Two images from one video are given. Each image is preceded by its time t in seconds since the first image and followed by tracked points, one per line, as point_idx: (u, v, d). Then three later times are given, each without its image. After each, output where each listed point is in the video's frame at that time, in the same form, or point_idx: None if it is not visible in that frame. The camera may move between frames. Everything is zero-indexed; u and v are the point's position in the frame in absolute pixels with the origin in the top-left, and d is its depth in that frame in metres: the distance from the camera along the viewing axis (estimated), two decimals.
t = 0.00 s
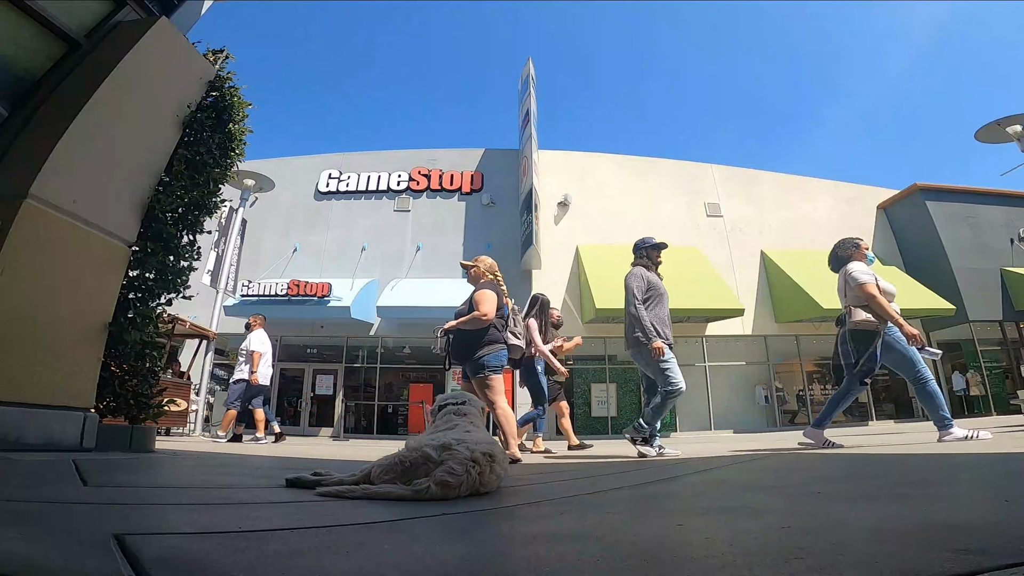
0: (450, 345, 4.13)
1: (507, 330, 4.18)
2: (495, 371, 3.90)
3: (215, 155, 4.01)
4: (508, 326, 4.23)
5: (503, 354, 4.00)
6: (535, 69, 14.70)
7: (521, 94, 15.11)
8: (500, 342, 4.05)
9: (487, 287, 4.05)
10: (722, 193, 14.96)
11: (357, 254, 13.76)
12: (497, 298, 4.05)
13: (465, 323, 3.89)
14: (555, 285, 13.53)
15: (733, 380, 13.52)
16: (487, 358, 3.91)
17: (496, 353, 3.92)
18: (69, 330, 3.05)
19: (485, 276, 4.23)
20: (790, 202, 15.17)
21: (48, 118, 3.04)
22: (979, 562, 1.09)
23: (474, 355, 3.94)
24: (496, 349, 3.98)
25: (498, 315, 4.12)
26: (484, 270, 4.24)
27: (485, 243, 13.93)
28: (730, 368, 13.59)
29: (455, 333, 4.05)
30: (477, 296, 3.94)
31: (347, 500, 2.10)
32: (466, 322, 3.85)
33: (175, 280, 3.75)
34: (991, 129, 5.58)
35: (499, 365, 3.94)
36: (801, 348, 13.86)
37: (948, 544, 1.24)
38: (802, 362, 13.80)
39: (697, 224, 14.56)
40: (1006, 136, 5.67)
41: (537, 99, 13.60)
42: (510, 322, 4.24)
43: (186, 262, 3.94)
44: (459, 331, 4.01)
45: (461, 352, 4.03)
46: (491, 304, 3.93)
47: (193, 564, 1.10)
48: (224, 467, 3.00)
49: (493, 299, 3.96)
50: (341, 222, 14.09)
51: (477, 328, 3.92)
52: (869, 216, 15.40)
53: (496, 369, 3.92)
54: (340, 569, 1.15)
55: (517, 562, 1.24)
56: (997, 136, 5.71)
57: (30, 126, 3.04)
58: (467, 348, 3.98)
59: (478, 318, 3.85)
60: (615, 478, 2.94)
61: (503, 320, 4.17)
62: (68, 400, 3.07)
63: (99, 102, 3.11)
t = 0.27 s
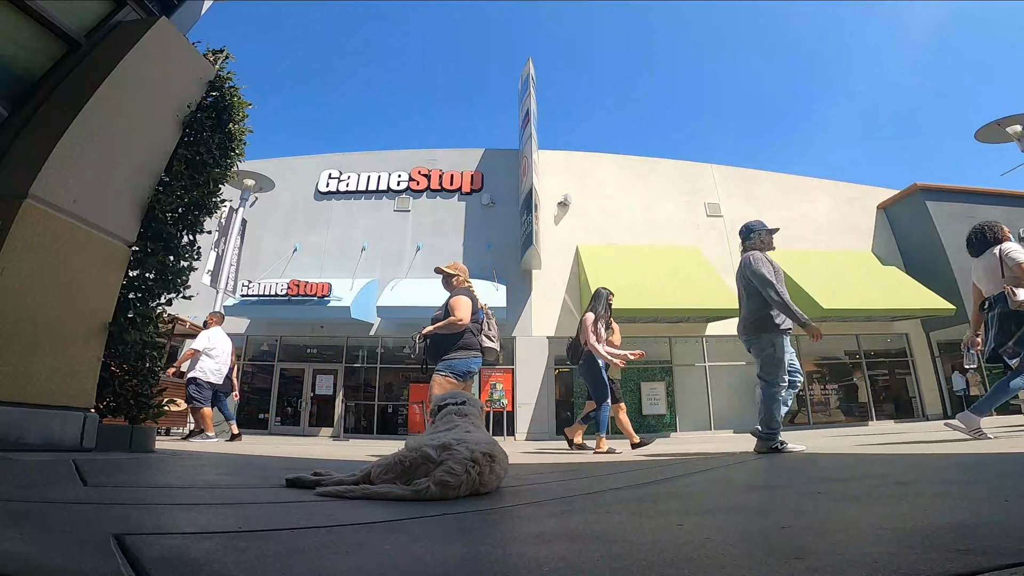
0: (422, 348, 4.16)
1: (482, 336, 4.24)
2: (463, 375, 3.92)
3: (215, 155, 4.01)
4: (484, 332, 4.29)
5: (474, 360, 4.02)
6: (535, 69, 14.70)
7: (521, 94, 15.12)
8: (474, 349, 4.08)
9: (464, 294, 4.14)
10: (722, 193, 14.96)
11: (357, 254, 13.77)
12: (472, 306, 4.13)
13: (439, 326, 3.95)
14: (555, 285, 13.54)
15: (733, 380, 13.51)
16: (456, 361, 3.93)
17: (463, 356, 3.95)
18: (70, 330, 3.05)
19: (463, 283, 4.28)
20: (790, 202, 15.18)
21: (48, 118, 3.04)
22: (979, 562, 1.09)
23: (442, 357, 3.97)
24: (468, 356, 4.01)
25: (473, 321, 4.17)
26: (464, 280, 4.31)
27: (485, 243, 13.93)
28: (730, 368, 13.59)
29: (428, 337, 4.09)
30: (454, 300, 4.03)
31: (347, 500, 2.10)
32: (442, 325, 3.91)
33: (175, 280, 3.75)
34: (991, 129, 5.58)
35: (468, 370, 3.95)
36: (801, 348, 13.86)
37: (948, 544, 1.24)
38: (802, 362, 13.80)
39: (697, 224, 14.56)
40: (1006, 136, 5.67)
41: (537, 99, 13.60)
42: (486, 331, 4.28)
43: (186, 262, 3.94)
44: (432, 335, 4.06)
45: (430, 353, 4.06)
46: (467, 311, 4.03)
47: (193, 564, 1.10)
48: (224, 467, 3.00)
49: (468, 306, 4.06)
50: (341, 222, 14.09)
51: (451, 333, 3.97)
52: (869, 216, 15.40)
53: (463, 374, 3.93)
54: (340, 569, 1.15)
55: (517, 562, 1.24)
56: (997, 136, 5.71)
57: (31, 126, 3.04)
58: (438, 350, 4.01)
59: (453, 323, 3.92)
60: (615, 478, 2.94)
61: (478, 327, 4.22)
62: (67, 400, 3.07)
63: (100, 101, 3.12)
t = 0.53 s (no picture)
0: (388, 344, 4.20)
1: (449, 337, 4.29)
2: (427, 375, 3.98)
3: (215, 155, 4.01)
4: (451, 332, 4.34)
5: (439, 359, 4.08)
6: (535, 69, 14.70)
7: (521, 94, 15.12)
8: (439, 347, 4.15)
9: (432, 293, 4.17)
10: (722, 193, 14.96)
11: (357, 254, 13.76)
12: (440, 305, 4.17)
13: (405, 325, 3.98)
14: (555, 285, 13.54)
15: (733, 380, 13.51)
16: (421, 361, 3.99)
17: (430, 357, 4.00)
18: (71, 330, 3.05)
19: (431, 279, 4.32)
20: (790, 202, 15.18)
21: (48, 118, 3.04)
22: (979, 562, 1.09)
23: (408, 356, 4.02)
24: (433, 354, 4.07)
25: (440, 321, 4.23)
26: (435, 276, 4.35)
27: (485, 243, 13.93)
28: (730, 368, 13.59)
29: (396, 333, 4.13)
30: (421, 301, 4.03)
31: (347, 500, 2.10)
32: (408, 324, 3.92)
33: (175, 280, 3.75)
34: (992, 128, 5.57)
35: (433, 369, 4.02)
36: (801, 348, 13.86)
37: (948, 544, 1.24)
38: (802, 362, 13.81)
39: (697, 224, 14.56)
40: (1006, 136, 5.66)
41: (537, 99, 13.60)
42: (453, 329, 4.33)
43: (186, 262, 3.94)
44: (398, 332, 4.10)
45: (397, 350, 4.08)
46: (434, 311, 4.05)
47: (192, 564, 1.09)
48: (224, 467, 3.00)
49: (436, 306, 4.08)
50: (341, 222, 14.09)
51: (417, 332, 4.00)
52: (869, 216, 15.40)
53: (428, 373, 3.99)
54: (339, 569, 1.15)
55: (516, 562, 1.24)
56: (998, 135, 5.70)
57: (31, 126, 3.04)
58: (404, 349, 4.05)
59: (419, 322, 3.94)
60: (615, 478, 2.93)
61: (444, 327, 4.26)
62: (67, 401, 3.07)
63: (100, 102, 3.12)
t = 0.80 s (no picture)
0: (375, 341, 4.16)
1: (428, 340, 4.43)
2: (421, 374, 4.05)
3: (215, 155, 4.02)
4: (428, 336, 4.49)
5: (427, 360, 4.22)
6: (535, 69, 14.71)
7: (521, 94, 15.13)
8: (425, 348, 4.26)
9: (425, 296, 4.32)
10: (722, 193, 14.96)
11: (357, 254, 13.76)
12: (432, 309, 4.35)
13: (410, 323, 4.05)
14: (555, 285, 13.54)
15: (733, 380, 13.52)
16: (418, 360, 4.06)
17: (422, 356, 4.07)
18: (71, 330, 3.05)
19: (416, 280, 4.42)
20: (789, 202, 15.18)
21: (48, 118, 3.04)
22: (979, 562, 1.09)
23: (400, 354, 4.04)
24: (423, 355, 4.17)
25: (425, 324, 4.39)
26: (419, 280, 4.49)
27: (485, 242, 13.93)
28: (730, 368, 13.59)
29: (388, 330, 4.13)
30: (420, 300, 4.11)
31: (346, 500, 2.11)
32: (413, 322, 4.03)
33: (175, 280, 3.77)
34: (992, 128, 5.57)
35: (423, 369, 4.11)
36: (801, 348, 13.86)
37: (947, 544, 1.25)
38: (802, 362, 13.81)
39: (697, 224, 14.57)
40: (1006, 135, 5.66)
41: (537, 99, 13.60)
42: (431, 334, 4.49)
43: (186, 262, 3.95)
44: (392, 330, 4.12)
45: (388, 347, 4.07)
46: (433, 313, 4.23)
47: (192, 564, 1.10)
48: (225, 467, 3.00)
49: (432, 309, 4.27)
50: (341, 222, 14.09)
51: (416, 331, 4.09)
52: (869, 216, 15.40)
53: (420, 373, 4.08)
54: (340, 568, 1.15)
55: (517, 561, 1.24)
56: (998, 135, 5.70)
57: (31, 125, 3.04)
58: (396, 346, 4.06)
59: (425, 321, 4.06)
60: (616, 478, 2.94)
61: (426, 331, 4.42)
62: (67, 401, 3.07)
63: (99, 102, 3.12)
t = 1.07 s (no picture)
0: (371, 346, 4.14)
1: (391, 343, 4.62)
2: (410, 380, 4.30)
3: (215, 155, 4.02)
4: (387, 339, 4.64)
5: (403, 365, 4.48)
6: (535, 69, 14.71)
7: (521, 94, 15.13)
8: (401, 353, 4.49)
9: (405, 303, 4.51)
10: (722, 193, 14.97)
11: (357, 254, 13.76)
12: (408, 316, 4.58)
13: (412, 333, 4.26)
14: (555, 285, 13.54)
15: (733, 380, 13.52)
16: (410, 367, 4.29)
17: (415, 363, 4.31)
18: (71, 329, 3.05)
19: (395, 285, 4.55)
20: (789, 202, 15.19)
21: (49, 118, 3.04)
22: (979, 562, 1.09)
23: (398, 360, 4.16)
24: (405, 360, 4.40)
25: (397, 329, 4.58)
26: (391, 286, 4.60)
27: (485, 242, 13.93)
28: (730, 368, 13.58)
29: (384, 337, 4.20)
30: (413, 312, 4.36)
31: (346, 500, 2.10)
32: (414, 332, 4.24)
33: (175, 280, 3.77)
34: (991, 128, 5.57)
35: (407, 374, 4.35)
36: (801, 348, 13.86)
37: (947, 544, 1.25)
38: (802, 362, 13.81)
39: (697, 224, 14.57)
40: (1006, 135, 5.66)
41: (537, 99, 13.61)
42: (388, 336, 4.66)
43: (186, 262, 3.95)
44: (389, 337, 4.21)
45: (390, 353, 4.12)
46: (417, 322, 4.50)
47: (192, 564, 1.10)
48: (224, 467, 3.00)
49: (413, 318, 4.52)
50: (341, 222, 14.09)
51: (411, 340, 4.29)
52: (869, 216, 15.40)
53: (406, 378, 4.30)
54: (341, 568, 1.15)
55: (517, 562, 1.24)
56: (998, 135, 5.70)
57: (31, 125, 3.04)
58: (397, 353, 4.15)
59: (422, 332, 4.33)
60: (616, 478, 2.94)
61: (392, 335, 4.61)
62: (67, 401, 3.06)
63: (99, 102, 3.12)
